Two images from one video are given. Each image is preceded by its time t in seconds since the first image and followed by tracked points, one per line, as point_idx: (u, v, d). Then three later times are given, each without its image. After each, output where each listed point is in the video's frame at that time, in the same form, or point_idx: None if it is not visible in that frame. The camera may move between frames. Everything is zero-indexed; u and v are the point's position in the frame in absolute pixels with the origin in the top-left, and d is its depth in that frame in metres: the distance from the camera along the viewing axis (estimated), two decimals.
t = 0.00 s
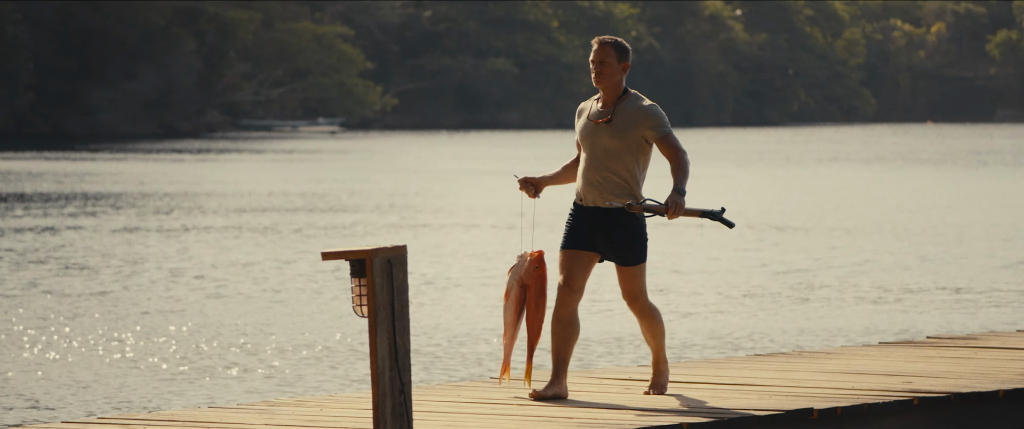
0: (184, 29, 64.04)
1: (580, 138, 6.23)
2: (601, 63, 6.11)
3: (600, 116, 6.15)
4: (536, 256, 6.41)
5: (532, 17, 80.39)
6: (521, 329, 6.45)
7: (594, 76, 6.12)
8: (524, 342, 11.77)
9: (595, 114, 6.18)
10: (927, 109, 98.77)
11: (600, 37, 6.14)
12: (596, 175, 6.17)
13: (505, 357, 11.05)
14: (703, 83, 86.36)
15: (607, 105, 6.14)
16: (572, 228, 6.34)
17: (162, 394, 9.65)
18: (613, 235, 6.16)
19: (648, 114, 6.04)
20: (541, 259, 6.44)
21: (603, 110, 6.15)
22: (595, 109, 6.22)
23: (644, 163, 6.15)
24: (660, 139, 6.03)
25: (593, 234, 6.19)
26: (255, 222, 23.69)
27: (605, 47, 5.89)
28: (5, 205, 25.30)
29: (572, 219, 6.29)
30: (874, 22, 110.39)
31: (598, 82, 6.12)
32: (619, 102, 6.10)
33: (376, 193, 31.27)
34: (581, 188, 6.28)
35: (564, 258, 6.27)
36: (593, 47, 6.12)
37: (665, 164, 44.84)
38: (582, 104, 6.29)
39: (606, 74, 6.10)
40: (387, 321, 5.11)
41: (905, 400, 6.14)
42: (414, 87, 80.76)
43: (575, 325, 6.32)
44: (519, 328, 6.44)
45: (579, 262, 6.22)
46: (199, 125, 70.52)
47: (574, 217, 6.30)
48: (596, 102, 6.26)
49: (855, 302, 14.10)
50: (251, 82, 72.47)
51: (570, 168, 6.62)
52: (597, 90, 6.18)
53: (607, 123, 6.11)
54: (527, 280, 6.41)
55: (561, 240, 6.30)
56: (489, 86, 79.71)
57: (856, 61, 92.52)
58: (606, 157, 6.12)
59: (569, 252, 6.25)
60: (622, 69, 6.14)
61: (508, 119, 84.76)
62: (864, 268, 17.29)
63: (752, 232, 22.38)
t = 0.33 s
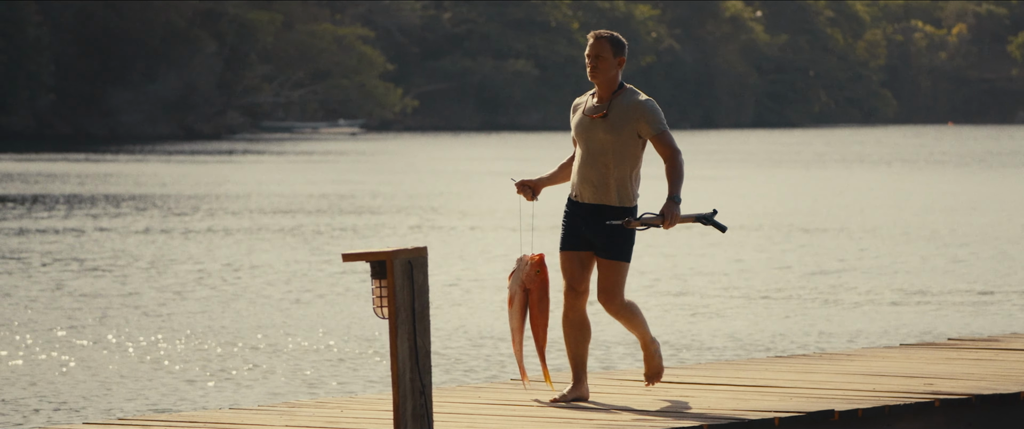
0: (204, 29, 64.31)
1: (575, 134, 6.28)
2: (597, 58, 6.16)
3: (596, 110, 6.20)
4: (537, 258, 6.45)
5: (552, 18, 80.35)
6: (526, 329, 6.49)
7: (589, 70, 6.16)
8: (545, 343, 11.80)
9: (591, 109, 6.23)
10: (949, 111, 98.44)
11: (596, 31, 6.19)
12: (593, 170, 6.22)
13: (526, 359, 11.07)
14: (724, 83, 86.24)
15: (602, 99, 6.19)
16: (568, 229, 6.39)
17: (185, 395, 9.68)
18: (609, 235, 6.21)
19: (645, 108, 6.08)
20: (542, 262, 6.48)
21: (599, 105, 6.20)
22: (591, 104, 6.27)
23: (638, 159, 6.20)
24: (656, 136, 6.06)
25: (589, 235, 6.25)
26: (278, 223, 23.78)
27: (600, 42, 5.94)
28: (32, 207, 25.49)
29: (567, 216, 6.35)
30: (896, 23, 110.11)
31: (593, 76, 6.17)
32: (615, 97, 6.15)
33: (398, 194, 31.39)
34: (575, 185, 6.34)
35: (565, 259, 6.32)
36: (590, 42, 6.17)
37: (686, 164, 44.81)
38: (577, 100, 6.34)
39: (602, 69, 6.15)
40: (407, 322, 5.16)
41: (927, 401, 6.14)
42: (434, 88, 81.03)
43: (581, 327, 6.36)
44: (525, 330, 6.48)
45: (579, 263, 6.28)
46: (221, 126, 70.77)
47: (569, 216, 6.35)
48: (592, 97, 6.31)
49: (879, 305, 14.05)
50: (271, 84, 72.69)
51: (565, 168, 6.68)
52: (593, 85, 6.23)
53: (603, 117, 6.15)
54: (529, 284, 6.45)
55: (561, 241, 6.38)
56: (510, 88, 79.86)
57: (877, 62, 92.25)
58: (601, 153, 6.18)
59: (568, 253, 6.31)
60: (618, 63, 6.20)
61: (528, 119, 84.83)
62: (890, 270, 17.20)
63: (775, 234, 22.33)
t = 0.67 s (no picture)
0: (225, 31, 64.49)
1: (572, 129, 6.23)
2: (598, 54, 6.12)
3: (595, 106, 6.15)
4: (539, 256, 6.41)
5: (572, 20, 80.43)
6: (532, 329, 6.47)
7: (590, 66, 6.13)
8: (565, 344, 11.83)
9: (590, 104, 6.18)
10: (969, 112, 98.48)
11: (598, 27, 6.14)
12: (590, 168, 6.17)
13: (546, 360, 11.10)
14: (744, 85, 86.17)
15: (602, 95, 6.15)
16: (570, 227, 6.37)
17: (212, 395, 9.75)
18: (606, 232, 6.16)
19: (645, 105, 6.04)
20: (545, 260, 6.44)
21: (599, 101, 6.15)
22: (590, 100, 6.23)
23: (637, 158, 6.17)
24: (655, 135, 6.03)
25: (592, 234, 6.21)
26: (301, 224, 23.90)
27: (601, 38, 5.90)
28: (55, 208, 25.72)
29: (569, 214, 6.31)
30: (917, 23, 110.00)
31: (593, 73, 6.13)
32: (615, 93, 6.11)
33: (419, 195, 31.69)
34: (574, 182, 6.29)
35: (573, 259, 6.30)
36: (591, 38, 6.13)
37: (705, 164, 45.10)
38: (575, 96, 6.30)
39: (603, 65, 6.10)
40: (428, 324, 5.19)
41: (949, 403, 6.15)
42: (454, 90, 81.14)
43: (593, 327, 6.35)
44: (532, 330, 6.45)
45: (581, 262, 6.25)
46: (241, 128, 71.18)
47: (569, 213, 6.32)
48: (591, 92, 6.26)
49: (900, 307, 14.00)
50: (291, 85, 73.20)
51: (564, 163, 6.64)
52: (592, 81, 6.19)
53: (602, 114, 6.11)
54: (532, 282, 6.40)
55: (564, 241, 6.35)
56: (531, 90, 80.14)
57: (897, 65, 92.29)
58: (599, 150, 6.13)
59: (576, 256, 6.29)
60: (619, 59, 6.15)
61: (548, 121, 85.08)
62: (913, 272, 17.12)
63: (800, 236, 22.32)
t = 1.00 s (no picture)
0: (248, 32, 64.70)
1: (574, 137, 6.23)
2: (602, 60, 6.12)
3: (597, 114, 6.15)
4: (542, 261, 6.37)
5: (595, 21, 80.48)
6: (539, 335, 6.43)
7: (593, 74, 6.12)
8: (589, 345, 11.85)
9: (592, 112, 6.18)
10: (994, 112, 98.15)
11: (602, 34, 6.14)
12: (590, 177, 6.17)
13: (568, 360, 11.13)
14: (768, 85, 86.00)
15: (605, 103, 6.14)
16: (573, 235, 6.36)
17: (238, 396, 9.80)
18: (609, 240, 6.16)
19: (647, 115, 6.05)
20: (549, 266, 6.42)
21: (601, 109, 6.15)
22: (591, 107, 6.23)
23: (640, 167, 6.17)
24: (657, 146, 6.03)
25: (594, 242, 6.21)
26: (326, 224, 24.01)
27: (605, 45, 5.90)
28: (81, 208, 25.89)
29: (572, 220, 6.30)
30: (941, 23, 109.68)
31: (597, 80, 6.12)
32: (618, 101, 6.11)
33: (444, 195, 31.82)
34: (576, 190, 6.29)
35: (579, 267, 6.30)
36: (595, 44, 6.13)
37: (727, 164, 45.15)
38: (578, 102, 6.29)
39: (606, 72, 6.10)
40: (451, 323, 5.22)
41: (971, 404, 6.16)
42: (476, 89, 81.35)
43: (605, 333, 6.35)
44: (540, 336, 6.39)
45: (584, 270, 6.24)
46: (265, 128, 71.46)
47: (571, 221, 6.31)
48: (593, 99, 6.26)
49: (924, 308, 13.96)
50: (314, 85, 73.47)
51: (564, 169, 6.65)
52: (594, 89, 6.19)
53: (604, 122, 6.11)
54: (536, 285, 6.32)
55: (569, 248, 6.34)
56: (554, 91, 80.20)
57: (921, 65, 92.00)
58: (600, 157, 6.13)
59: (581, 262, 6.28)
60: (623, 67, 6.15)
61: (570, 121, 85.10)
62: (939, 273, 17.07)
63: (826, 235, 22.29)
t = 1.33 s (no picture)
0: (271, 32, 65.06)
1: (579, 136, 6.25)
2: (610, 61, 6.14)
3: (603, 114, 6.17)
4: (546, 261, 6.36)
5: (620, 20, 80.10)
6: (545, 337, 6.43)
7: (601, 73, 6.14)
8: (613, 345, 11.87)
9: (597, 112, 6.20)
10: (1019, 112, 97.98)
11: (610, 35, 6.15)
12: (595, 178, 6.19)
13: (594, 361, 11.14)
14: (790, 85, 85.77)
15: (611, 103, 6.16)
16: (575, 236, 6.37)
17: (265, 397, 9.84)
18: (614, 242, 6.18)
19: (654, 116, 6.08)
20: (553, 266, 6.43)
21: (607, 109, 6.17)
22: (597, 105, 6.24)
23: (646, 170, 6.19)
24: (662, 149, 6.07)
25: (598, 244, 6.24)
26: (351, 224, 24.14)
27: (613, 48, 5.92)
28: (106, 208, 26.10)
29: (576, 221, 6.32)
30: (966, 23, 109.54)
31: (603, 81, 6.15)
32: (624, 102, 6.13)
33: (467, 195, 32.06)
34: (579, 192, 6.30)
35: (577, 270, 6.34)
36: (603, 45, 6.15)
37: (750, 164, 45.26)
38: (582, 101, 6.31)
39: (613, 74, 6.13)
40: (474, 324, 5.26)
41: (994, 404, 6.17)
42: (499, 89, 81.64)
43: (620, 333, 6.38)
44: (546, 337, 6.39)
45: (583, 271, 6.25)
46: (287, 129, 71.71)
47: (576, 220, 6.33)
48: (598, 98, 6.27)
49: (951, 308, 13.95)
50: (337, 86, 73.83)
51: (566, 168, 6.67)
52: (601, 89, 6.19)
53: (610, 122, 6.13)
54: (538, 290, 6.31)
55: (572, 249, 6.35)
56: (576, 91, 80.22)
57: (945, 64, 91.98)
58: (605, 158, 6.15)
59: (580, 264, 6.31)
60: (630, 68, 6.16)
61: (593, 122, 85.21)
62: (963, 273, 17.07)
63: (854, 236, 22.23)
